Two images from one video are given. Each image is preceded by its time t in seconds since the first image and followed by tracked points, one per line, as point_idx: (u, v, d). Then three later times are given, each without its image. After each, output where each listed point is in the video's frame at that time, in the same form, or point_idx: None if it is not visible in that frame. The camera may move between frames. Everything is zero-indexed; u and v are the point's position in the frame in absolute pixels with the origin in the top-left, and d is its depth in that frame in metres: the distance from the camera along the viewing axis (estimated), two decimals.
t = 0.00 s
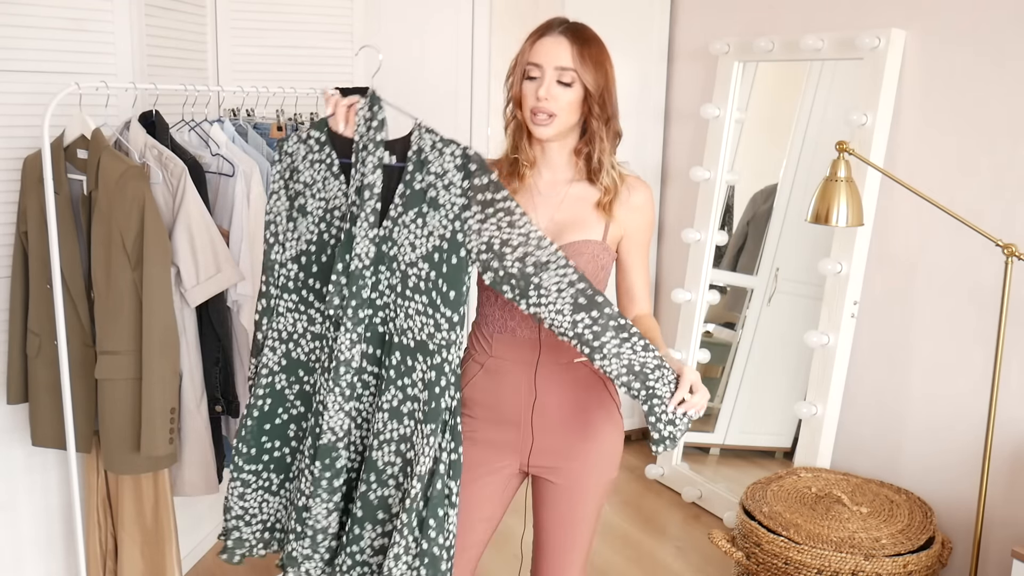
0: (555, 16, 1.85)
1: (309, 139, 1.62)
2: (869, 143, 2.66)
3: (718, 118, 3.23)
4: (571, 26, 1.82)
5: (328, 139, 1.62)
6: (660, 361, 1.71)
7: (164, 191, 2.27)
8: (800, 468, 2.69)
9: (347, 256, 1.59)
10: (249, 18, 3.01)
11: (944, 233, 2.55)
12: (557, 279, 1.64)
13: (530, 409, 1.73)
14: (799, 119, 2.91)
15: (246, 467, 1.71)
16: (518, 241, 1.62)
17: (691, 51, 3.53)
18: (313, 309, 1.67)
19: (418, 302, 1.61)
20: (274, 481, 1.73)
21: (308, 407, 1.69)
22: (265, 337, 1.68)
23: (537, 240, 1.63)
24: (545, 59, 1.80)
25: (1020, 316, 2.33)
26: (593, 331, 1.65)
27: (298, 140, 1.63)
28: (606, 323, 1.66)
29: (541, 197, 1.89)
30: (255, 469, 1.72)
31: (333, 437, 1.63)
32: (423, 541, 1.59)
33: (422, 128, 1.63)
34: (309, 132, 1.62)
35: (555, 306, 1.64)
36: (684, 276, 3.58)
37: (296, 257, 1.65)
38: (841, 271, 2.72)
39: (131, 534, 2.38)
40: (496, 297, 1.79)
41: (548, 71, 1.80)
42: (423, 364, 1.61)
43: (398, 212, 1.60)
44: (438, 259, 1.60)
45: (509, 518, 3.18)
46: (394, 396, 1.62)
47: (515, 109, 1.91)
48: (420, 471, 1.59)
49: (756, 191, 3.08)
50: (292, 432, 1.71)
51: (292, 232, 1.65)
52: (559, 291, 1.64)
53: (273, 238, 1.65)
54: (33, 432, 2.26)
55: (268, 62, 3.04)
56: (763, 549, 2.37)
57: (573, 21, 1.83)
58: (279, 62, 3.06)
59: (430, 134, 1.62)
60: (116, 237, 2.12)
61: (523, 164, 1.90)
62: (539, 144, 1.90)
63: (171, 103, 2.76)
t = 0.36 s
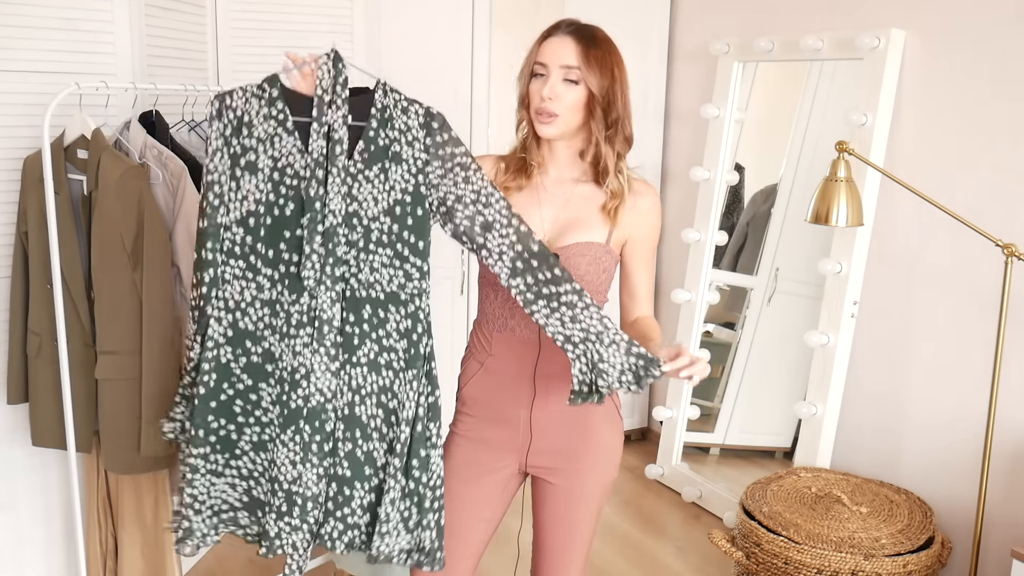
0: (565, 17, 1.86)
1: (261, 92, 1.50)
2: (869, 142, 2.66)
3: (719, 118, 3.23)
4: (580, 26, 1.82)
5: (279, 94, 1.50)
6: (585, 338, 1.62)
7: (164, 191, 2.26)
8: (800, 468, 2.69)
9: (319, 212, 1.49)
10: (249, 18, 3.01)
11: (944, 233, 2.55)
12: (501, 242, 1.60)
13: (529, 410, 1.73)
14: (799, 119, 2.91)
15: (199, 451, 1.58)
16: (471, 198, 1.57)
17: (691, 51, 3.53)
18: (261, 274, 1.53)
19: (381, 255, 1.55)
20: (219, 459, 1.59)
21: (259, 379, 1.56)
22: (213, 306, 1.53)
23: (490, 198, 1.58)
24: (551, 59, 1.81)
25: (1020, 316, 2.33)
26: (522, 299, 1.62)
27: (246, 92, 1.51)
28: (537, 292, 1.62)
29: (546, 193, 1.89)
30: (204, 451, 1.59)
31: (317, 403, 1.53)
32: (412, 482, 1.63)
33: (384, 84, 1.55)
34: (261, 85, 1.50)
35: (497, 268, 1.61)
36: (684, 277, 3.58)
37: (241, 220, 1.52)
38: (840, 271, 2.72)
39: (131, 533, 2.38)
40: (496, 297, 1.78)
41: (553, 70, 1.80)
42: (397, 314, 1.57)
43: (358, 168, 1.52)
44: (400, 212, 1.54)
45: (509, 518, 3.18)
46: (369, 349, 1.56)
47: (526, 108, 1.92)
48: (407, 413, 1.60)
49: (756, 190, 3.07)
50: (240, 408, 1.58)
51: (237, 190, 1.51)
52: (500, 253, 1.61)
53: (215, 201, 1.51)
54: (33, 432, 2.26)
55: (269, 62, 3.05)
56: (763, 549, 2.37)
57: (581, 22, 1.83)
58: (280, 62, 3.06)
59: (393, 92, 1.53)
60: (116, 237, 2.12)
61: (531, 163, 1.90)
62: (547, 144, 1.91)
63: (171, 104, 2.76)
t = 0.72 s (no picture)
0: (575, 18, 1.85)
1: (249, 93, 1.53)
2: (869, 143, 2.66)
3: (719, 118, 3.23)
4: (592, 30, 1.83)
5: (269, 95, 1.53)
6: (574, 316, 1.64)
7: (163, 191, 2.24)
8: (800, 468, 2.69)
9: (318, 209, 1.54)
10: (249, 18, 3.00)
11: (944, 233, 2.55)
12: (483, 233, 1.67)
13: (530, 409, 1.73)
14: (799, 118, 2.91)
15: (194, 451, 1.55)
16: (454, 195, 1.65)
17: (691, 51, 3.53)
18: (254, 273, 1.53)
19: (373, 251, 1.61)
20: (218, 469, 1.58)
21: (250, 382, 1.54)
22: (208, 309, 1.53)
23: (473, 193, 1.66)
24: (564, 61, 1.81)
25: (1020, 316, 2.33)
26: (507, 287, 1.67)
27: (235, 93, 1.53)
28: (520, 277, 1.66)
29: (547, 194, 1.89)
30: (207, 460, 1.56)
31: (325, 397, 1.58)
32: (434, 456, 1.71)
33: (368, 86, 1.62)
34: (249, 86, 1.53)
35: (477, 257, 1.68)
36: (684, 277, 3.58)
37: (234, 216, 1.52)
38: (840, 271, 2.72)
39: (131, 533, 2.38)
40: (496, 298, 1.79)
41: (568, 73, 1.80)
42: (390, 306, 1.64)
43: (348, 167, 1.58)
44: (388, 210, 1.62)
45: (510, 518, 3.18)
46: (367, 341, 1.63)
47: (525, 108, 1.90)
48: (406, 404, 1.67)
49: (757, 190, 3.07)
50: (234, 414, 1.56)
51: (230, 190, 1.52)
52: (482, 243, 1.67)
53: (208, 199, 1.51)
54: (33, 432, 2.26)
55: (270, 62, 3.05)
56: (763, 549, 2.37)
57: (593, 25, 1.84)
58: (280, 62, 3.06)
59: (378, 93, 1.61)
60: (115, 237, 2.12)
61: (531, 163, 1.89)
62: (547, 145, 1.90)
63: (171, 104, 2.77)
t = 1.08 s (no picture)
0: (570, 16, 1.85)
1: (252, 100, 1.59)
2: (868, 143, 2.66)
3: (719, 118, 3.23)
4: (587, 28, 1.83)
5: (270, 98, 1.60)
6: (576, 298, 1.69)
7: (164, 191, 2.25)
8: (800, 468, 2.69)
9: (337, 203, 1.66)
10: (249, 18, 3.00)
11: (944, 233, 2.55)
12: (493, 212, 1.73)
13: (530, 408, 1.73)
14: (799, 118, 2.91)
15: (247, 450, 1.64)
16: (463, 170, 1.73)
17: (691, 50, 3.54)
18: (280, 274, 1.63)
19: (384, 233, 1.72)
20: (275, 463, 1.68)
21: (294, 373, 1.67)
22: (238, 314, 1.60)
23: (479, 169, 1.73)
24: (562, 60, 1.81)
25: (1020, 316, 2.33)
26: (517, 266, 1.73)
27: (236, 102, 1.58)
28: (530, 257, 1.72)
29: (545, 193, 1.89)
30: (267, 454, 1.67)
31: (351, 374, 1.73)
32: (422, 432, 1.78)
33: (367, 73, 1.69)
34: (251, 91, 1.59)
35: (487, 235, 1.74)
36: (684, 277, 3.58)
37: (253, 222, 1.61)
38: (840, 271, 2.72)
39: (131, 533, 2.38)
40: (497, 298, 1.80)
41: (566, 71, 1.81)
42: (403, 284, 1.76)
43: (355, 156, 1.68)
44: (396, 192, 1.72)
45: (510, 519, 3.18)
46: (384, 318, 1.76)
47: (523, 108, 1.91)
48: (416, 373, 1.78)
49: (757, 191, 3.07)
50: (283, 406, 1.68)
51: (245, 198, 1.59)
52: (492, 222, 1.74)
53: (225, 211, 1.56)
54: (33, 432, 2.26)
55: (269, 62, 3.04)
56: (763, 549, 2.36)
57: (588, 23, 1.84)
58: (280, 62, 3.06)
59: (378, 78, 1.69)
60: (116, 237, 2.12)
61: (529, 163, 1.91)
62: (545, 144, 1.91)
63: (171, 103, 2.77)
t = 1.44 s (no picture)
0: (565, 14, 1.85)
1: (261, 112, 1.65)
2: (869, 143, 2.66)
3: (718, 118, 3.23)
4: (584, 25, 1.83)
5: (279, 109, 1.65)
6: (569, 321, 1.66)
7: (164, 191, 2.26)
8: (800, 468, 2.69)
9: (340, 213, 1.68)
10: (249, 17, 3.00)
11: (944, 233, 2.55)
12: (490, 228, 1.71)
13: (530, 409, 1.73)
14: (799, 118, 2.91)
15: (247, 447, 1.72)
16: (464, 186, 1.70)
17: (690, 50, 3.54)
18: (286, 279, 1.70)
19: (395, 241, 1.72)
20: (280, 452, 1.76)
21: (298, 372, 1.74)
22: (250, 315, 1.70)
23: (480, 183, 1.70)
24: (561, 58, 1.81)
25: (1020, 316, 2.33)
26: (512, 285, 1.71)
27: (247, 114, 1.65)
28: (524, 279, 1.70)
29: (546, 193, 1.89)
30: (263, 446, 1.75)
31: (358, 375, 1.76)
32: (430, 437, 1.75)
33: (377, 83, 1.69)
34: (259, 104, 1.65)
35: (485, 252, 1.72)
36: (684, 276, 3.58)
37: (261, 231, 1.68)
38: (840, 271, 2.72)
39: (131, 533, 2.38)
40: (497, 298, 1.80)
41: (566, 69, 1.81)
42: (413, 293, 1.74)
43: (365, 165, 1.69)
44: (404, 202, 1.70)
45: (510, 519, 3.18)
46: (395, 322, 1.76)
47: (523, 108, 1.91)
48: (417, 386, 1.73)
49: (756, 191, 3.08)
50: (285, 400, 1.75)
51: (253, 208, 1.67)
52: (490, 239, 1.71)
53: (235, 219, 1.66)
54: (32, 432, 2.26)
55: (268, 62, 3.04)
56: (763, 549, 2.37)
57: (583, 19, 1.84)
58: (279, 62, 3.06)
59: (386, 88, 1.67)
60: (116, 237, 2.12)
61: (530, 163, 1.90)
62: (546, 143, 1.91)
63: (172, 104, 2.76)
